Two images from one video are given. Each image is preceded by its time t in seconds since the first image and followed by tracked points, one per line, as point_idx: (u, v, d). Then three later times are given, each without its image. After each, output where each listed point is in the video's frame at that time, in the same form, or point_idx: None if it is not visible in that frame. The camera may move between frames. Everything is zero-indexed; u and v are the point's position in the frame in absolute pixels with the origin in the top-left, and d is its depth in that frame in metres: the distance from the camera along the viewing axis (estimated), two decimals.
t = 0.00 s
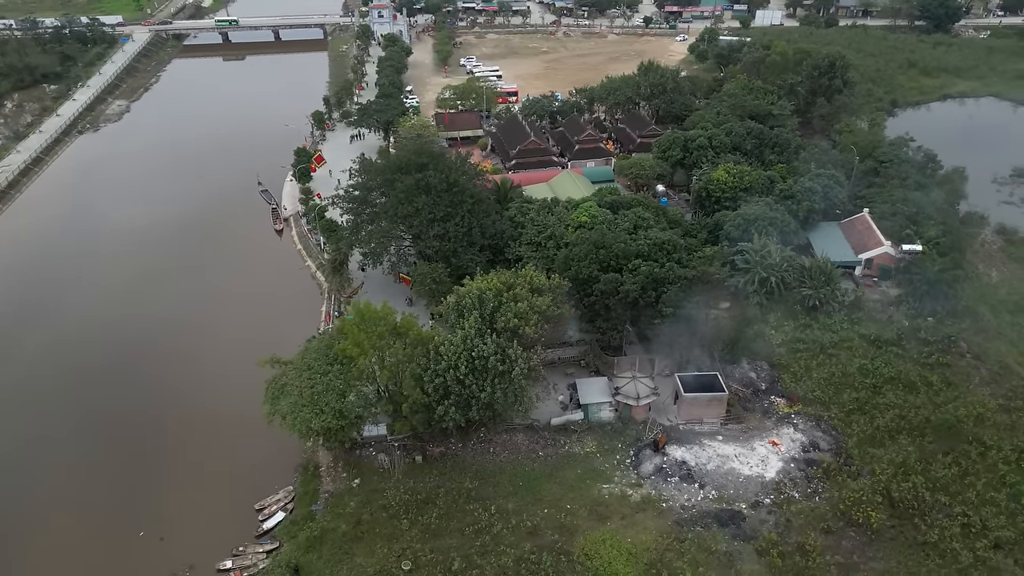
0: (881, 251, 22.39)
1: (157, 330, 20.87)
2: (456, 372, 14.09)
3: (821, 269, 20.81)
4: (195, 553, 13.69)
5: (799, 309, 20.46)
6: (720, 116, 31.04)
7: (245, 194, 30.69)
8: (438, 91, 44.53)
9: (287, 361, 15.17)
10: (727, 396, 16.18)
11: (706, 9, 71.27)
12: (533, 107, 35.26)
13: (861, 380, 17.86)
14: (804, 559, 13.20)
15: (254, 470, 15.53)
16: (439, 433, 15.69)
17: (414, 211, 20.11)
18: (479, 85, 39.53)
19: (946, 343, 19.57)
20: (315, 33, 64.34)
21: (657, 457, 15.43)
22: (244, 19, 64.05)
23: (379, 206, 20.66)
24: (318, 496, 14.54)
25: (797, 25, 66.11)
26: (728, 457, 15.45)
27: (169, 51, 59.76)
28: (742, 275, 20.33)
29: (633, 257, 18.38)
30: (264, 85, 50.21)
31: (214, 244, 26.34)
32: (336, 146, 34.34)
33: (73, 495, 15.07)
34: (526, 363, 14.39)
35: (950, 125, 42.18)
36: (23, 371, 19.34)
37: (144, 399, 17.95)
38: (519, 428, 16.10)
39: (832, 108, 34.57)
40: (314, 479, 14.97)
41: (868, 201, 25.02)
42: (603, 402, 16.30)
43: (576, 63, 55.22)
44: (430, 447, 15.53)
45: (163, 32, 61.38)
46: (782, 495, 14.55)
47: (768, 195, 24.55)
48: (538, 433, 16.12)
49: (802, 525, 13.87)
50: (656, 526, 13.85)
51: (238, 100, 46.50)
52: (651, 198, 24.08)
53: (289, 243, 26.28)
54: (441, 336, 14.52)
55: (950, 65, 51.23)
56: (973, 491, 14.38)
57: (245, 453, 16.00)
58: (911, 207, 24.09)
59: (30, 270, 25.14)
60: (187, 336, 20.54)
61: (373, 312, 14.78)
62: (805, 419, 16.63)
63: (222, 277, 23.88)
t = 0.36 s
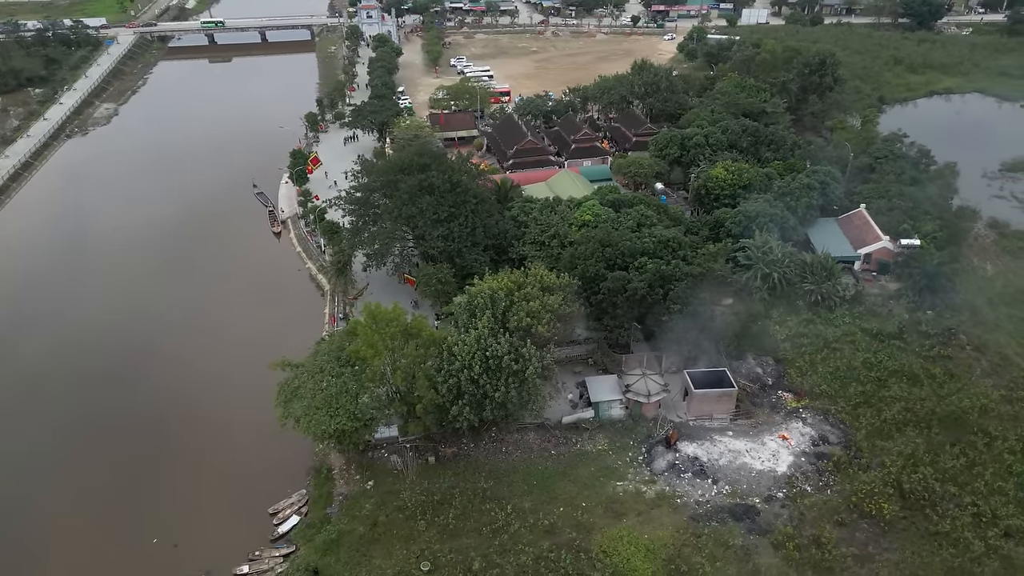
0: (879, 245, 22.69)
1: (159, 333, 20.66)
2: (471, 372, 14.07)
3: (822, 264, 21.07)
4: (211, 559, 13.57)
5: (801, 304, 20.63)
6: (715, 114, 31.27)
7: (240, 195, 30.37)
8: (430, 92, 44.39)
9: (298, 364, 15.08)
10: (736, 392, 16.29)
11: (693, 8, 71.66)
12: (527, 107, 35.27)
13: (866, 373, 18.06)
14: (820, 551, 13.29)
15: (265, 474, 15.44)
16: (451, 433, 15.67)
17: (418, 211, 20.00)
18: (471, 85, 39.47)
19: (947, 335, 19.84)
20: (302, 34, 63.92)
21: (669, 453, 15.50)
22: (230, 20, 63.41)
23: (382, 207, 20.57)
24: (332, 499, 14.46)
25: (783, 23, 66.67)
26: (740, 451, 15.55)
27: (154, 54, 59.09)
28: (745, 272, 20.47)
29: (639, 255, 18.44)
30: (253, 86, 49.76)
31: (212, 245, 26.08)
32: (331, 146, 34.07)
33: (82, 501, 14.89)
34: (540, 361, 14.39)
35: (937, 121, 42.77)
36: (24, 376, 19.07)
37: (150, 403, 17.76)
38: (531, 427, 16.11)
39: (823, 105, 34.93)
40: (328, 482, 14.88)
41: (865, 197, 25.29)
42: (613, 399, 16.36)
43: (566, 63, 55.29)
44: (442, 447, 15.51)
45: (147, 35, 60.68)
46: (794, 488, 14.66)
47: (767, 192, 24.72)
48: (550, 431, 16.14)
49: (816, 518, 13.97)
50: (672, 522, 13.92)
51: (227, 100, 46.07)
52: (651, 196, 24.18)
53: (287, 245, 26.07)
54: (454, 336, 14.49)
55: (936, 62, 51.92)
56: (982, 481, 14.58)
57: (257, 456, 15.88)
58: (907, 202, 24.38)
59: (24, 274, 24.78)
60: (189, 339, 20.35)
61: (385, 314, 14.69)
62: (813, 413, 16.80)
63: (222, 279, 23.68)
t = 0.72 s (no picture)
0: (876, 240, 23.11)
1: (161, 336, 20.46)
2: (484, 372, 14.06)
3: (821, 260, 21.31)
4: (226, 564, 13.46)
5: (802, 298, 20.84)
6: (708, 112, 31.49)
7: (234, 197, 30.10)
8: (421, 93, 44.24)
9: (309, 367, 15.02)
10: (745, 386, 16.42)
11: (678, 7, 72.04)
12: (521, 106, 35.31)
13: (869, 366, 18.27)
14: (835, 543, 13.42)
15: (278, 477, 15.35)
16: (462, 433, 15.66)
17: (421, 212, 19.93)
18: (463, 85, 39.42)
19: (945, 328, 20.13)
20: (288, 35, 63.46)
21: (680, 449, 15.60)
22: (215, 21, 62.77)
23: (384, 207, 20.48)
24: (346, 501, 14.40)
25: (768, 21, 67.23)
26: (750, 446, 15.68)
27: (139, 56, 58.37)
28: (747, 268, 20.64)
29: (644, 252, 18.53)
30: (241, 87, 49.33)
31: (209, 247, 25.82)
32: (325, 147, 33.88)
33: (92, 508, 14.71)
34: (553, 360, 14.40)
35: (923, 117, 43.35)
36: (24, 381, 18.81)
37: (156, 407, 17.57)
38: (541, 425, 16.12)
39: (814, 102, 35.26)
40: (341, 485, 14.82)
41: (860, 192, 25.57)
42: (623, 397, 16.42)
43: (555, 62, 55.36)
44: (454, 447, 15.48)
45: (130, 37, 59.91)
46: (805, 481, 14.81)
47: (764, 189, 24.95)
48: (561, 429, 16.16)
49: (828, 510, 14.12)
50: (687, 517, 14.00)
51: (216, 102, 45.65)
52: (651, 194, 24.32)
53: (285, 247, 25.88)
54: (466, 336, 14.47)
55: (920, 59, 52.59)
56: (988, 470, 14.79)
57: (268, 459, 15.76)
58: (902, 197, 24.70)
59: (17, 279, 24.35)
60: (193, 341, 20.18)
61: (396, 315, 14.64)
62: (819, 406, 16.99)
63: (222, 281, 23.47)
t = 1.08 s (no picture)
0: (872, 234, 23.44)
1: (161, 339, 20.22)
2: (497, 371, 14.07)
3: (820, 254, 21.44)
4: (241, 568, 13.35)
5: (801, 293, 21.06)
6: (701, 110, 31.67)
7: (227, 199, 29.80)
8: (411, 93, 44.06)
9: (319, 369, 14.96)
10: (751, 381, 16.56)
11: (663, 6, 72.42)
12: (513, 105, 35.34)
13: (871, 359, 18.51)
14: (847, 533, 13.57)
15: (288, 481, 15.27)
16: (472, 433, 15.65)
17: (423, 213, 19.88)
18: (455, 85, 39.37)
19: (942, 320, 20.45)
20: (273, 36, 62.99)
21: (690, 444, 15.71)
22: (198, 23, 62.15)
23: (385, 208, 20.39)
24: (359, 503, 14.35)
25: (752, 20, 67.81)
26: (759, 440, 15.83)
27: (122, 58, 57.61)
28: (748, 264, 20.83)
29: (648, 250, 18.62)
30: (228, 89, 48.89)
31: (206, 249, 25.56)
32: (317, 149, 33.56)
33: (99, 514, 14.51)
34: (565, 357, 14.44)
35: (908, 114, 43.94)
36: (22, 384, 18.52)
37: (158, 412, 17.34)
38: (550, 423, 16.15)
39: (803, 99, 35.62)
40: (353, 487, 14.75)
41: (853, 187, 25.89)
42: (631, 393, 16.49)
43: (543, 61, 55.45)
44: (465, 447, 15.48)
45: (113, 39, 59.09)
46: (814, 473, 14.98)
47: (760, 185, 25.16)
48: (570, 427, 16.20)
49: (839, 501, 14.29)
50: (700, 511, 14.11)
51: (203, 103, 45.20)
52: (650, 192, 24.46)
53: (282, 249, 25.70)
54: (477, 336, 14.46)
55: (903, 55, 53.31)
56: (993, 459, 15.02)
57: (277, 463, 15.66)
58: (895, 191, 25.04)
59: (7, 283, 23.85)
60: (194, 344, 19.98)
61: (406, 316, 14.61)
62: (824, 399, 17.20)
63: (219, 283, 23.27)
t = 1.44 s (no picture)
0: (866, 228, 23.80)
1: (161, 343, 19.93)
2: (509, 370, 14.09)
3: (816, 248, 21.74)
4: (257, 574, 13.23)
5: (799, 287, 21.32)
6: (692, 107, 31.92)
7: (218, 202, 29.45)
8: (399, 94, 43.86)
9: (329, 372, 14.88)
10: (757, 375, 16.72)
11: (645, 4, 72.79)
12: (504, 105, 35.39)
13: (870, 351, 18.78)
14: (858, 523, 13.75)
15: (300, 484, 15.15)
16: (482, 432, 15.65)
17: (424, 213, 19.84)
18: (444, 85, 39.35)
19: (937, 312, 20.80)
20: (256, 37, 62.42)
21: (699, 438, 15.83)
22: (179, 24, 61.42)
23: (386, 209, 20.32)
24: (373, 505, 14.28)
25: (733, 18, 68.40)
26: (766, 433, 15.99)
27: (102, 61, 56.74)
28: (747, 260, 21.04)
29: (650, 247, 18.72)
30: (213, 90, 48.33)
31: (200, 251, 25.25)
32: (307, 150, 33.28)
33: (108, 521, 14.30)
34: (576, 355, 14.50)
35: (891, 110, 44.60)
36: (19, 389, 18.18)
37: (163, 417, 17.08)
38: (559, 421, 16.19)
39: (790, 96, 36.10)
40: (366, 489, 14.68)
41: (845, 182, 26.26)
42: (639, 389, 16.57)
43: (529, 60, 55.50)
44: (475, 447, 15.47)
45: (92, 41, 58.17)
46: (823, 465, 15.16)
47: (754, 181, 25.44)
48: (579, 424, 16.26)
49: (848, 492, 14.47)
50: (713, 505, 14.22)
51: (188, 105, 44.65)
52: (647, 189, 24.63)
53: (278, 252, 25.48)
54: (488, 335, 14.47)
55: (883, 52, 54.08)
56: (995, 446, 15.30)
57: (287, 467, 15.53)
58: (886, 186, 25.42)
59: None
60: (194, 346, 19.75)
61: (416, 316, 14.57)
62: (828, 391, 17.45)
63: (217, 285, 22.99)
